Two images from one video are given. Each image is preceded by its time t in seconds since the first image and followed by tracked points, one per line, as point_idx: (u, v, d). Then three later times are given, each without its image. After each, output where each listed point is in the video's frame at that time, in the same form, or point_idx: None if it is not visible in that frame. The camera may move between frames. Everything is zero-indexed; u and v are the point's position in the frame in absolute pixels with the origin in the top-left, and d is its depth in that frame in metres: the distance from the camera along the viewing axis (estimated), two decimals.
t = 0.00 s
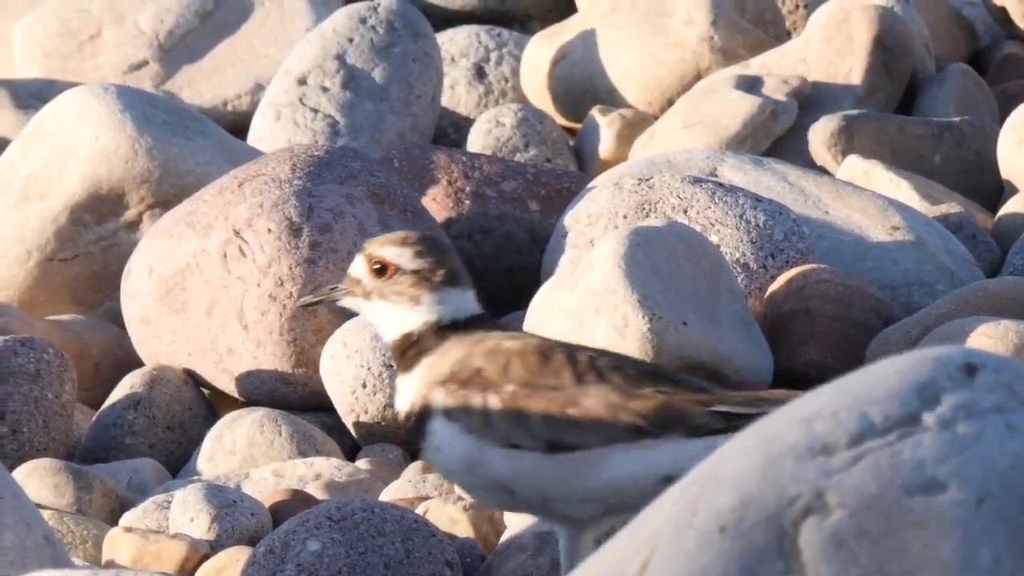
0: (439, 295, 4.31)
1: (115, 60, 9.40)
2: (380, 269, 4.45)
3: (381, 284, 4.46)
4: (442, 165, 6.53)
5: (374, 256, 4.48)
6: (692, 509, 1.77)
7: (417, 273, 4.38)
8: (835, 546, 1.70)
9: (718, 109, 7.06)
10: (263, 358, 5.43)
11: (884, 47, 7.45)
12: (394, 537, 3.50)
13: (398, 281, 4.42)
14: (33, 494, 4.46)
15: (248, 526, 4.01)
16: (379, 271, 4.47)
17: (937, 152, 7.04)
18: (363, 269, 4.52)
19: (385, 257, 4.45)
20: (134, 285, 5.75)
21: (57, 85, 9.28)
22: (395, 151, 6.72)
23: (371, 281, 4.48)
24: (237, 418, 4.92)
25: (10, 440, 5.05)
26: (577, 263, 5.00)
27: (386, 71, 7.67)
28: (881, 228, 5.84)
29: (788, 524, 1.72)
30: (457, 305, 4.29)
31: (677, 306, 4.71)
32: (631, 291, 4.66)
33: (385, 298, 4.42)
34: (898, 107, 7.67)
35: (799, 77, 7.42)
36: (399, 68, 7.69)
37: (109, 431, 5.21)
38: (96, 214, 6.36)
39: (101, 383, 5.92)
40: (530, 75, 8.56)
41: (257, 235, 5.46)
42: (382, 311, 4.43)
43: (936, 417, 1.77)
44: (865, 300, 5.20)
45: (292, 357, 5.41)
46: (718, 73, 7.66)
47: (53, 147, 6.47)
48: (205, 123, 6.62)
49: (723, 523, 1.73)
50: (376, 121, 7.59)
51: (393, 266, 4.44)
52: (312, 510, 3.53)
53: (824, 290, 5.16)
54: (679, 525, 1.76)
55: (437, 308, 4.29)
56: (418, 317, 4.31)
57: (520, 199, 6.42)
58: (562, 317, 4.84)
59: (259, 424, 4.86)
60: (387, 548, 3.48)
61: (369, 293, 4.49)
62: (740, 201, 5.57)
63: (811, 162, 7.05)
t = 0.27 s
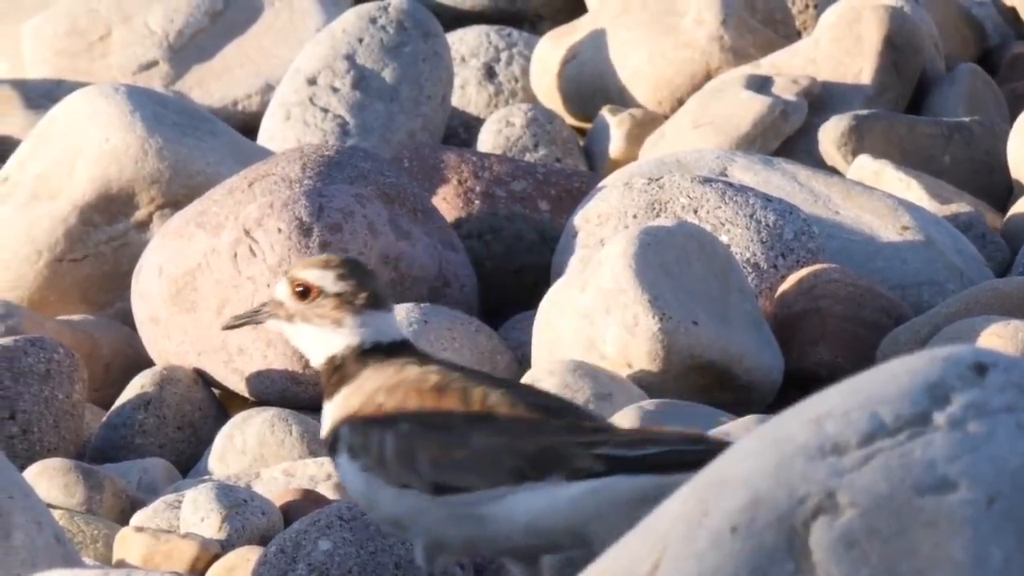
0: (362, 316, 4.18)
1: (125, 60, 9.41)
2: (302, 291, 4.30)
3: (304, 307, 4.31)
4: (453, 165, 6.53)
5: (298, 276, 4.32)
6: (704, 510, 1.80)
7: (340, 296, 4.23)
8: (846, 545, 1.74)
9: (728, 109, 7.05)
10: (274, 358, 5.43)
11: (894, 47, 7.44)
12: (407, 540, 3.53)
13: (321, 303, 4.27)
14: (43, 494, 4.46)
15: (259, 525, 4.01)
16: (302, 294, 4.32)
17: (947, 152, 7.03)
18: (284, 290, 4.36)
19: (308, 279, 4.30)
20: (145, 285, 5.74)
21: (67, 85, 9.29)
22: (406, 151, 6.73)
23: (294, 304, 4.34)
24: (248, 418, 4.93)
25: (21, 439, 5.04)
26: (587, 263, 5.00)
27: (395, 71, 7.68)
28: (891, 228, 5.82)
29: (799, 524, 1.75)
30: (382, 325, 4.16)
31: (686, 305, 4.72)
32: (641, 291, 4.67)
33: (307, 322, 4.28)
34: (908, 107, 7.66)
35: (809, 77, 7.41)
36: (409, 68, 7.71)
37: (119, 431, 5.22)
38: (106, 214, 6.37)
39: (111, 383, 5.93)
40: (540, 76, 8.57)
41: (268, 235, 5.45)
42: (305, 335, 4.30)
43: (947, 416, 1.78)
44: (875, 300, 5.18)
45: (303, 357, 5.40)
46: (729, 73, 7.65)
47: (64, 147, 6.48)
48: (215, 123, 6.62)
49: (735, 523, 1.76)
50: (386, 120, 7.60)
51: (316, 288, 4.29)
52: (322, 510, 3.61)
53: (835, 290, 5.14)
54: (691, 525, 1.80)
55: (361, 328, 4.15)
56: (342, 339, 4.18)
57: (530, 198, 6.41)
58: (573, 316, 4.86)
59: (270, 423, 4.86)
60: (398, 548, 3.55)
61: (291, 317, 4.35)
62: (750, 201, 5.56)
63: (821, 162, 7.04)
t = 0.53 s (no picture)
0: (286, 296, 4.44)
1: (137, 59, 9.42)
2: (227, 272, 4.56)
3: (229, 287, 4.57)
4: (465, 164, 6.53)
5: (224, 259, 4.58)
6: (717, 508, 1.85)
7: (265, 277, 4.49)
8: (858, 544, 1.78)
9: (741, 108, 7.04)
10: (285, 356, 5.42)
11: (906, 45, 7.43)
12: (419, 535, 3.61)
13: (245, 284, 4.53)
14: (55, 493, 4.47)
15: (272, 524, 4.02)
16: (226, 275, 4.58)
17: (960, 151, 7.01)
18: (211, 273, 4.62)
19: (233, 261, 4.56)
20: (156, 283, 5.74)
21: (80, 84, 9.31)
22: (418, 150, 6.73)
23: (219, 285, 4.59)
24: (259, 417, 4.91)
25: (33, 438, 5.04)
26: (600, 260, 4.99)
27: (407, 70, 7.69)
28: (903, 227, 5.81)
29: (811, 522, 1.79)
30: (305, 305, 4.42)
31: (699, 303, 4.71)
32: (653, 290, 4.67)
33: (234, 302, 4.54)
34: (920, 106, 7.65)
35: (821, 76, 7.40)
36: (420, 67, 7.71)
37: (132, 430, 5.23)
38: (119, 213, 6.36)
39: (124, 382, 5.94)
40: (553, 75, 8.58)
41: (280, 234, 5.45)
42: (233, 316, 4.56)
43: (959, 415, 1.83)
44: (887, 299, 5.16)
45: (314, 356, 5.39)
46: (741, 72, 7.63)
47: (76, 147, 6.48)
48: (227, 122, 6.63)
49: (747, 522, 1.81)
50: (398, 119, 7.60)
51: (241, 269, 4.54)
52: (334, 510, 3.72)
53: (847, 288, 5.13)
54: (704, 524, 1.85)
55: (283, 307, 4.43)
56: (268, 318, 4.45)
57: (542, 197, 6.40)
58: (586, 315, 4.85)
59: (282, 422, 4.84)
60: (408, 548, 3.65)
61: (217, 297, 4.60)
62: (762, 199, 5.55)
63: (833, 160, 7.03)
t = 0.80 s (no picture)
0: (250, 267, 4.45)
1: (152, 57, 9.43)
2: (188, 245, 4.52)
3: (191, 260, 4.54)
4: (480, 162, 6.52)
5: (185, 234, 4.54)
6: (732, 507, 1.91)
7: (224, 248, 4.48)
8: (872, 543, 1.84)
9: (756, 106, 7.03)
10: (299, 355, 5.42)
11: (921, 44, 7.41)
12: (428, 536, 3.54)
13: (207, 257, 4.51)
14: (70, 492, 4.47)
15: (286, 523, 4.03)
16: (188, 247, 4.54)
17: (975, 150, 6.98)
18: (172, 247, 4.58)
19: (194, 233, 4.52)
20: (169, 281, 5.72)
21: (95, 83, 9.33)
22: (433, 148, 6.72)
23: (181, 257, 4.55)
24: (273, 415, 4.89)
25: (48, 436, 5.05)
26: (615, 259, 4.99)
27: (422, 68, 7.69)
28: (918, 225, 5.79)
29: (826, 520, 1.85)
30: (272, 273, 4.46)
31: (714, 302, 4.70)
32: (669, 289, 4.66)
33: (196, 274, 4.52)
34: (935, 105, 7.63)
35: (836, 75, 7.38)
36: (435, 65, 7.72)
37: (147, 429, 5.24)
38: (134, 211, 6.39)
39: (140, 381, 5.95)
40: (568, 74, 8.56)
41: (295, 232, 5.46)
42: (194, 287, 4.54)
43: (974, 414, 1.88)
44: (902, 298, 5.16)
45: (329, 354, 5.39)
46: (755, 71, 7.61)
47: (91, 146, 6.47)
48: (242, 120, 6.63)
49: (762, 521, 1.87)
50: (413, 118, 7.61)
51: (202, 242, 4.52)
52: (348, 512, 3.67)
53: (861, 288, 5.13)
54: (719, 523, 1.90)
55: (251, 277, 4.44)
56: (230, 288, 4.46)
57: (557, 196, 6.40)
58: (601, 313, 4.84)
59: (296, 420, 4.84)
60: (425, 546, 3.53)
61: (177, 270, 4.58)
62: (777, 198, 5.54)
63: (849, 159, 7.01)
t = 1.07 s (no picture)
0: (197, 257, 4.43)
1: (169, 56, 9.44)
2: (144, 235, 4.54)
3: (146, 251, 4.55)
4: (496, 161, 6.52)
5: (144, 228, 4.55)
6: (747, 506, 1.79)
7: (175, 238, 4.47)
8: (889, 542, 1.72)
9: (773, 105, 7.01)
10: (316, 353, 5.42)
11: (939, 42, 7.38)
12: (446, 535, 3.46)
13: (159, 248, 4.51)
14: (87, 490, 4.48)
15: (303, 521, 4.03)
16: (145, 238, 4.56)
17: (992, 148, 6.96)
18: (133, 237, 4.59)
19: (149, 224, 4.53)
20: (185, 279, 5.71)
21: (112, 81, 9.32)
22: (450, 146, 6.72)
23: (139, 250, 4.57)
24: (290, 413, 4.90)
25: (65, 435, 5.06)
26: (632, 257, 4.98)
27: (439, 66, 7.68)
28: (935, 224, 5.77)
29: (843, 518, 1.73)
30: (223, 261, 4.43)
31: (731, 300, 4.70)
32: (686, 287, 4.66)
33: (149, 266, 4.53)
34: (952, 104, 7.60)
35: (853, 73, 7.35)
36: (452, 64, 7.72)
37: (164, 426, 5.25)
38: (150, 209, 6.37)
39: (156, 379, 5.96)
40: (585, 73, 8.54)
41: (312, 231, 5.46)
42: (150, 277, 4.55)
43: (990, 413, 1.80)
44: (919, 296, 5.14)
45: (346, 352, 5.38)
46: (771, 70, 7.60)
47: (109, 144, 6.46)
48: (258, 118, 6.64)
49: (778, 518, 1.75)
50: (430, 116, 7.61)
51: (156, 233, 4.53)
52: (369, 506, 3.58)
53: (878, 286, 5.12)
54: (734, 521, 1.78)
55: (200, 266, 4.42)
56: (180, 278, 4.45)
57: (574, 194, 6.39)
58: (618, 311, 4.83)
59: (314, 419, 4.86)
60: (441, 544, 3.45)
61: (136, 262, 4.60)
62: (794, 196, 5.52)
63: (865, 158, 6.99)
